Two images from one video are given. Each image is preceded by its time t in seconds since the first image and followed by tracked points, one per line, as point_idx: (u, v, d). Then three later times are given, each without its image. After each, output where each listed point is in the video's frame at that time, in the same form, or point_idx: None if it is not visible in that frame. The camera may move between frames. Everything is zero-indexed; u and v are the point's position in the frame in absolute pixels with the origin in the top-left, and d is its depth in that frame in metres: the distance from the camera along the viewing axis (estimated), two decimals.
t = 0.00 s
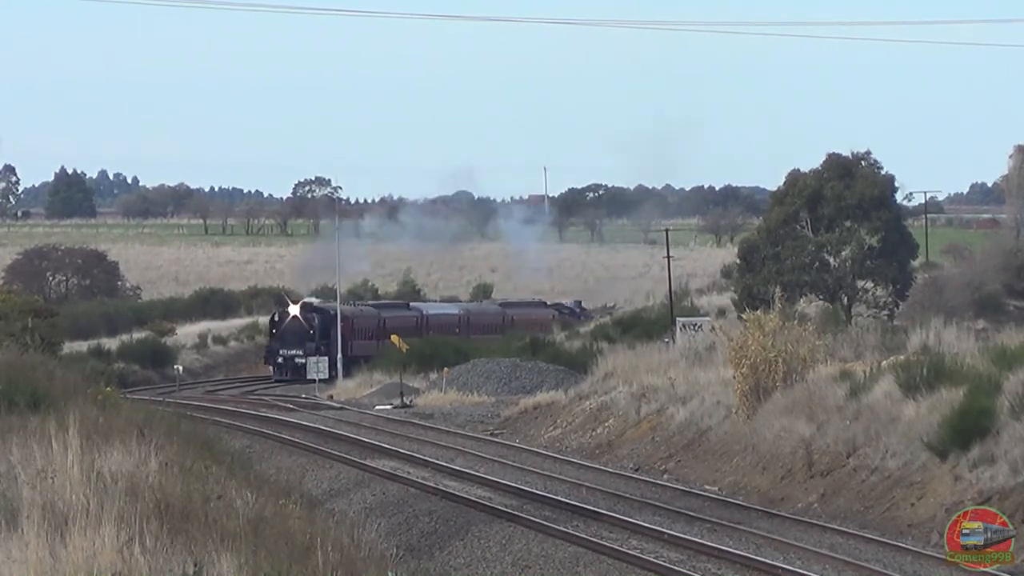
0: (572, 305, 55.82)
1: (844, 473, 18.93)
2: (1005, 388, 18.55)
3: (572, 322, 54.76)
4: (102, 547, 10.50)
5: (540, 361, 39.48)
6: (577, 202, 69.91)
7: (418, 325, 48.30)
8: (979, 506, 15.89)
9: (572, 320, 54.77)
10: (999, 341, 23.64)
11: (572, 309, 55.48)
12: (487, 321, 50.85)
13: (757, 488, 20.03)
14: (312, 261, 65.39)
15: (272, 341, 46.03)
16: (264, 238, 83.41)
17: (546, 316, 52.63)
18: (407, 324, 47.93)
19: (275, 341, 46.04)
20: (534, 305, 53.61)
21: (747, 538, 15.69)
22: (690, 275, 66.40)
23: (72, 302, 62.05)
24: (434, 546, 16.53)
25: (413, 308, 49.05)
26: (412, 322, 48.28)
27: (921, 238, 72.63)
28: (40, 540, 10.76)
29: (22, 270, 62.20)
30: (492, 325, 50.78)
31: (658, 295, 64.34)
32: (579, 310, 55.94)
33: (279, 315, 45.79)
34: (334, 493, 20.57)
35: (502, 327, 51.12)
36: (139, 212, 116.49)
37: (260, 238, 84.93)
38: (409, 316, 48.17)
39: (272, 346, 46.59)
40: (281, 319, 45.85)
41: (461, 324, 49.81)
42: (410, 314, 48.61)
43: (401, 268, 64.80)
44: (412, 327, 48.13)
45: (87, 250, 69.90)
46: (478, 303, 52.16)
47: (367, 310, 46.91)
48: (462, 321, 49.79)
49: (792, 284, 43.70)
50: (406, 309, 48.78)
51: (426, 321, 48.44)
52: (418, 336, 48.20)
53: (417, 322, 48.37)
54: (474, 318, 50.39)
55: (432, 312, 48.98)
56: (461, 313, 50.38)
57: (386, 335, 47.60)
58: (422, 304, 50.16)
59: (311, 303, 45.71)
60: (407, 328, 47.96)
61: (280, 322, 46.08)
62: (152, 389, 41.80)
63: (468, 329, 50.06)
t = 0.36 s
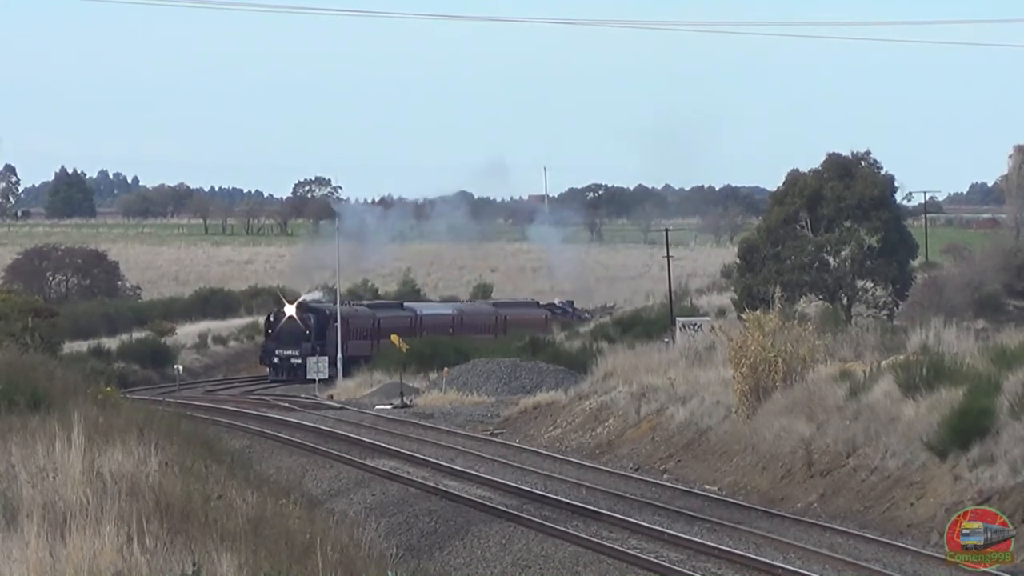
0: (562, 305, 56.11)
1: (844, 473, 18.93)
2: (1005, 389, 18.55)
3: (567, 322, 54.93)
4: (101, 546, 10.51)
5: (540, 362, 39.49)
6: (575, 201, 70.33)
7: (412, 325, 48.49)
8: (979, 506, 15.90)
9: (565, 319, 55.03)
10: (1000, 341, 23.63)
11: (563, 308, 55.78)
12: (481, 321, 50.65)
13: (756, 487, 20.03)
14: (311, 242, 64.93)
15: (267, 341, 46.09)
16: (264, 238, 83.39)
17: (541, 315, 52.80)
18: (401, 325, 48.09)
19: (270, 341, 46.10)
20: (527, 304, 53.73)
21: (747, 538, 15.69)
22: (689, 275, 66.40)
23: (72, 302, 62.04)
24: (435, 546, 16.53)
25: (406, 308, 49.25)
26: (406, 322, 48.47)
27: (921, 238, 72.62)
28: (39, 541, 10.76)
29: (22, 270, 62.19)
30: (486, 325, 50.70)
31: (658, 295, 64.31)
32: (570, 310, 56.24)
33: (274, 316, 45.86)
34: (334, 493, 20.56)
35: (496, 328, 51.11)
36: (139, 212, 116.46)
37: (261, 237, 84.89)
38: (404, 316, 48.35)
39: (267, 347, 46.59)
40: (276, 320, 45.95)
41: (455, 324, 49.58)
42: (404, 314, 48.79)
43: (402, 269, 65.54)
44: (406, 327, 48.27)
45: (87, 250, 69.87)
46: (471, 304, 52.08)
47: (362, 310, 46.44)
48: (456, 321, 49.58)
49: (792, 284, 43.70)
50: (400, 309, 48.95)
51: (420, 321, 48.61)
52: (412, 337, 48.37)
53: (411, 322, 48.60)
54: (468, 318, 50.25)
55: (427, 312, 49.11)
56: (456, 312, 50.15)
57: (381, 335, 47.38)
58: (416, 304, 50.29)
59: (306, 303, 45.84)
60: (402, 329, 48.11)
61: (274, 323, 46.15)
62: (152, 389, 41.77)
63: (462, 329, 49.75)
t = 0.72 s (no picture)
0: (556, 305, 56.07)
1: (844, 473, 18.93)
2: (1005, 389, 18.53)
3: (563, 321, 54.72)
4: (102, 546, 10.52)
5: (540, 362, 39.50)
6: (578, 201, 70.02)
7: (407, 325, 48.44)
8: (979, 506, 15.89)
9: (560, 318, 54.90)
10: (1000, 341, 23.64)
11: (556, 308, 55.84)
12: (474, 322, 50.63)
13: (756, 487, 20.03)
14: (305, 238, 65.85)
15: (263, 342, 45.79)
16: (264, 238, 83.39)
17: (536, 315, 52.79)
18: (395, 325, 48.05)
19: (265, 342, 45.76)
20: (521, 304, 53.71)
21: (748, 538, 15.68)
22: (689, 275, 66.42)
23: (72, 302, 62.05)
24: (435, 546, 16.54)
25: (400, 309, 49.22)
26: (401, 323, 48.43)
27: (921, 238, 72.60)
28: (39, 541, 10.76)
29: (22, 270, 62.19)
30: (480, 325, 50.66)
31: (658, 296, 64.30)
32: (562, 310, 56.16)
33: (269, 316, 45.54)
34: (334, 493, 20.57)
35: (490, 328, 50.98)
36: (139, 212, 116.44)
37: (261, 237, 84.91)
38: (398, 316, 48.32)
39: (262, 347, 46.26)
40: (272, 320, 45.63)
41: (449, 324, 49.52)
42: (399, 314, 48.76)
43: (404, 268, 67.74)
44: (401, 327, 48.24)
45: (87, 250, 69.85)
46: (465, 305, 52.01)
47: (356, 310, 46.29)
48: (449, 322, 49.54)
49: (792, 284, 43.71)
50: (393, 309, 48.91)
51: (415, 321, 48.57)
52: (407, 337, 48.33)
53: (406, 322, 48.57)
54: (461, 318, 50.21)
55: (421, 312, 49.08)
56: (449, 313, 50.16)
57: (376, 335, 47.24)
58: (410, 305, 50.26)
59: (302, 303, 45.45)
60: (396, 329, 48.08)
61: (269, 323, 45.81)
62: (152, 389, 41.75)
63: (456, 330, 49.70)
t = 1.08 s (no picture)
0: (549, 305, 55.95)
1: (844, 473, 18.93)
2: (1005, 388, 18.52)
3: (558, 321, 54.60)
4: (102, 546, 10.51)
5: (540, 362, 39.49)
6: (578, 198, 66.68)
7: (401, 326, 48.40)
8: (979, 506, 15.89)
9: (553, 317, 54.78)
10: (1000, 341, 23.62)
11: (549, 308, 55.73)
12: (468, 322, 50.58)
13: (756, 487, 20.03)
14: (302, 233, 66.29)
15: (259, 342, 45.76)
16: (264, 237, 83.38)
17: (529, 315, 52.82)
18: (390, 325, 47.97)
19: (261, 342, 45.75)
20: (514, 304, 53.69)
21: (748, 538, 15.68)
22: (689, 275, 66.40)
23: (72, 302, 62.07)
24: (434, 546, 16.53)
25: (394, 308, 49.12)
26: (395, 323, 48.35)
27: (921, 238, 72.53)
28: (39, 541, 10.75)
29: (22, 270, 62.18)
30: (474, 325, 50.65)
31: (659, 296, 64.30)
32: (555, 309, 56.09)
33: (265, 317, 45.49)
34: (334, 493, 20.56)
35: (483, 328, 51.00)
36: (139, 212, 116.47)
37: (261, 236, 84.93)
38: (393, 316, 48.24)
39: (258, 348, 46.18)
40: (268, 320, 45.60)
41: (443, 324, 49.44)
42: (393, 314, 48.68)
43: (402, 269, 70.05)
44: (395, 327, 48.14)
45: (87, 250, 69.85)
46: (458, 304, 51.96)
47: (351, 310, 46.30)
48: (443, 322, 49.46)
49: (792, 284, 43.71)
50: (388, 309, 48.81)
51: (409, 321, 48.53)
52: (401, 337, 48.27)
53: (400, 322, 48.50)
54: (455, 319, 50.17)
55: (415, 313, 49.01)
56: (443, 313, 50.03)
57: (371, 335, 47.10)
58: (404, 305, 50.18)
59: (298, 303, 45.46)
60: (391, 329, 48.00)
61: (265, 323, 45.78)
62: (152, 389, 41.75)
63: (451, 330, 49.61)
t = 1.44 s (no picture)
0: (542, 304, 55.88)
1: (844, 473, 18.94)
2: (1005, 388, 18.51)
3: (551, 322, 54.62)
4: (101, 546, 10.51)
5: (540, 362, 39.49)
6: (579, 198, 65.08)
7: (395, 326, 48.29)
8: (979, 506, 15.90)
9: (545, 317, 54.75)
10: (1000, 341, 23.62)
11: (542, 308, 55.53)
12: (462, 322, 50.50)
13: (756, 487, 20.03)
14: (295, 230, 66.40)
15: (255, 343, 45.66)
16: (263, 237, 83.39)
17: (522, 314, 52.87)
18: (385, 325, 47.83)
19: (257, 343, 45.66)
20: (506, 304, 53.68)
21: (747, 538, 15.68)
22: (689, 275, 66.48)
23: (72, 302, 62.07)
24: (434, 546, 16.54)
25: (389, 308, 48.98)
26: (390, 323, 48.21)
27: (921, 238, 72.52)
28: (38, 541, 10.75)
29: (22, 270, 62.21)
30: (467, 325, 50.61)
31: (658, 296, 64.33)
32: (549, 309, 56.05)
33: (262, 317, 45.43)
34: (334, 493, 20.57)
35: (476, 328, 50.94)
36: (139, 212, 116.62)
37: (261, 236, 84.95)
38: (387, 316, 48.10)
39: (255, 348, 46.08)
40: (265, 320, 45.53)
41: (437, 324, 49.35)
42: (387, 314, 48.54)
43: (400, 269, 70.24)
44: (390, 328, 48.01)
45: (87, 250, 69.87)
46: (451, 304, 51.87)
47: (347, 310, 46.15)
48: (437, 322, 49.36)
49: (792, 284, 43.71)
50: (382, 308, 48.64)
51: (403, 322, 48.48)
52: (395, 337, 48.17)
53: (394, 322, 48.39)
54: (449, 319, 50.11)
55: (409, 313, 48.87)
56: (437, 313, 49.82)
57: (366, 335, 46.91)
58: (397, 304, 50.04)
59: (294, 304, 45.43)
60: (386, 329, 47.87)
61: (262, 323, 45.75)
62: (152, 389, 41.75)
63: (445, 330, 49.52)
